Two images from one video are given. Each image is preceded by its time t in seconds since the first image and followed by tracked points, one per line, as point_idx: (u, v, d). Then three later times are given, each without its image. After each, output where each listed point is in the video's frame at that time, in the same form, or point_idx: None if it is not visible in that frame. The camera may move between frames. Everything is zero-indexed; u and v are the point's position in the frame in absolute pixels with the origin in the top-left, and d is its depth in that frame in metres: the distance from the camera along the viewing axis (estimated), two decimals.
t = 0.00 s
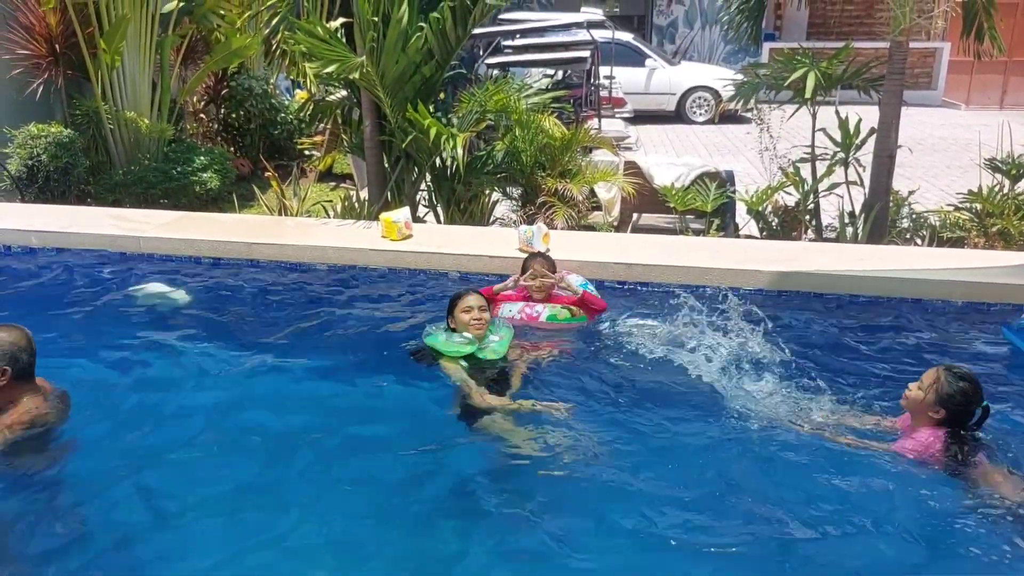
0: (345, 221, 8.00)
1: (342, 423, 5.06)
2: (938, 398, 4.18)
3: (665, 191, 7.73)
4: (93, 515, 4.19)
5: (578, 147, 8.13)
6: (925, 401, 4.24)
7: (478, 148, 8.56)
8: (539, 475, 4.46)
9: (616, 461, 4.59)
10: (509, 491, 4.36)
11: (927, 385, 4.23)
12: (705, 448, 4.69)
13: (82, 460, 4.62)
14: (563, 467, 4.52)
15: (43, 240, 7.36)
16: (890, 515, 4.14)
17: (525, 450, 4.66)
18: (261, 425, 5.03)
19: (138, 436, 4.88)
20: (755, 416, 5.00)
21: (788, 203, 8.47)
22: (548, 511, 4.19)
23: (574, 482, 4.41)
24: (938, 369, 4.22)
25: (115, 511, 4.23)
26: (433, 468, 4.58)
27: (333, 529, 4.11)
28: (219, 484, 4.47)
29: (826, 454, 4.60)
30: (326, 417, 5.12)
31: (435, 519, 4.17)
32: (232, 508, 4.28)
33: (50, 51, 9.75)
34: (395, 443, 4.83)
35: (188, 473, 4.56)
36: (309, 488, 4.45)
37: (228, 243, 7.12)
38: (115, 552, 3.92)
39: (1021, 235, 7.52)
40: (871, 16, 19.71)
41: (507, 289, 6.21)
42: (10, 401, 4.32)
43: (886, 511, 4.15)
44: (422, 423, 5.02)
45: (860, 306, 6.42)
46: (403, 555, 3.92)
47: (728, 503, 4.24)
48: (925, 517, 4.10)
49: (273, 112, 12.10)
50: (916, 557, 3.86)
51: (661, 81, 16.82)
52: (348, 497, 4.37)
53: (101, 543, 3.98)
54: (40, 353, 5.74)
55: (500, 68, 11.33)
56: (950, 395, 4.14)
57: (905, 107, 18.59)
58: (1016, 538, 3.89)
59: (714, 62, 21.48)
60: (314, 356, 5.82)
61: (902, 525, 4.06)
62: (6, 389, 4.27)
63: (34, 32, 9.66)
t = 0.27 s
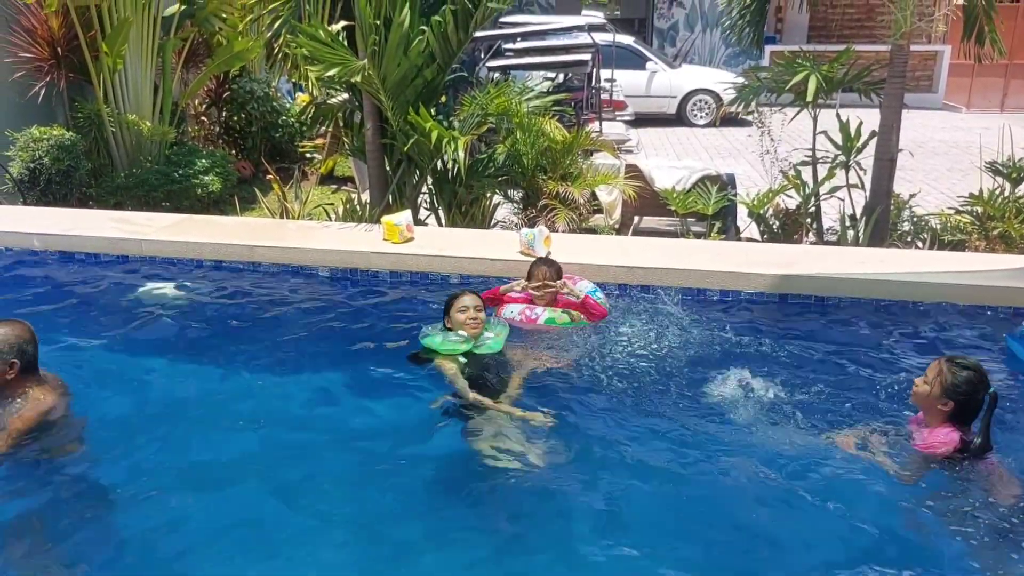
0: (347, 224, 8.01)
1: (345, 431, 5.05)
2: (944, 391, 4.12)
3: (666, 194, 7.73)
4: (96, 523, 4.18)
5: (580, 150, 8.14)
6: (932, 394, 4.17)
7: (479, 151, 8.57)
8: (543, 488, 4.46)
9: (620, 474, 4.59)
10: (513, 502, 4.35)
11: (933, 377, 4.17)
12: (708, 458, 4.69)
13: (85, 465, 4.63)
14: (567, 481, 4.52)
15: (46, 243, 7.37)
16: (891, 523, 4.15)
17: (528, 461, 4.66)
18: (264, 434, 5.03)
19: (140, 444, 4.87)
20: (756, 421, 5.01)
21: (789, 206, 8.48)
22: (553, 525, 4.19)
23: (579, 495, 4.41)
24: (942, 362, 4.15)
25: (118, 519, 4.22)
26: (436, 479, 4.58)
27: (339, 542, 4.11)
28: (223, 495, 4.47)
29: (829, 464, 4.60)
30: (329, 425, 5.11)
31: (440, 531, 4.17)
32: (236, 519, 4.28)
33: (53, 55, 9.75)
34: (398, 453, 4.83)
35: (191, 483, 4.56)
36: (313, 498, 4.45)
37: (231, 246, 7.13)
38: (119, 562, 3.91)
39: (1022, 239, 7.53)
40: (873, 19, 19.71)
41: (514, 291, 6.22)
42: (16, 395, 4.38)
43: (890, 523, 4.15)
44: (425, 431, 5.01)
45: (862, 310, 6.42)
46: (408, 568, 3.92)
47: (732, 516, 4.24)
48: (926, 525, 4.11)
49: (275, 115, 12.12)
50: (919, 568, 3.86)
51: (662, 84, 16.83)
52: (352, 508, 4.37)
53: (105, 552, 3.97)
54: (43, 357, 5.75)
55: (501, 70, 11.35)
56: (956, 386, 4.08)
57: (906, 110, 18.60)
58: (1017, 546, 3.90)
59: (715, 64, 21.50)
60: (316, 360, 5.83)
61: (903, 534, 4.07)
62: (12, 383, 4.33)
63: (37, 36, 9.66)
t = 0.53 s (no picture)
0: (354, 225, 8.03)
1: (354, 434, 5.04)
2: (954, 406, 4.12)
3: (673, 196, 7.75)
4: (107, 522, 4.16)
5: (586, 152, 8.21)
6: (941, 409, 4.18)
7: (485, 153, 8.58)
8: (557, 492, 4.43)
9: (631, 477, 4.57)
10: (525, 507, 4.33)
11: (943, 393, 4.18)
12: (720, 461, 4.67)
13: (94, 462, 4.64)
14: (578, 485, 4.49)
15: (55, 243, 7.40)
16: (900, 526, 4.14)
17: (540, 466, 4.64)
18: (273, 437, 5.01)
19: (150, 445, 4.85)
20: (765, 422, 5.01)
21: (796, 208, 8.48)
22: (566, 530, 4.16)
23: (591, 499, 4.39)
24: (951, 377, 4.16)
25: (130, 520, 4.20)
26: (449, 481, 4.56)
27: (351, 545, 4.09)
28: (235, 498, 4.44)
29: (841, 468, 4.57)
30: (339, 428, 5.10)
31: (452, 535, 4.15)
32: (248, 522, 4.25)
33: (61, 56, 9.77)
34: (409, 455, 4.81)
35: (202, 484, 4.53)
36: (324, 502, 4.43)
37: (239, 247, 7.15)
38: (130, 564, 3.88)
39: None
40: (879, 21, 19.69)
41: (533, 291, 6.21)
42: (34, 383, 4.43)
43: (904, 528, 4.12)
44: (435, 432, 4.99)
45: (869, 312, 6.42)
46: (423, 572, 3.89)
47: (746, 519, 4.21)
48: (935, 527, 4.11)
49: (282, 117, 12.16)
50: (931, 572, 3.84)
51: (668, 86, 16.84)
52: (365, 512, 4.34)
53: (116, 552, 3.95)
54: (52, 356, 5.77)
55: (507, 72, 11.37)
56: (965, 401, 4.09)
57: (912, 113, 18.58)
58: None
59: (721, 67, 21.50)
60: (324, 360, 5.84)
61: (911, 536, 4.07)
62: (30, 372, 4.37)
63: (46, 37, 9.69)
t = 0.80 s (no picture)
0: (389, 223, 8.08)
1: (391, 429, 5.06)
2: (976, 401, 4.31)
3: (708, 196, 7.71)
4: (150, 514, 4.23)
5: (621, 151, 8.18)
6: (962, 404, 4.38)
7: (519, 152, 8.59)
8: (593, 491, 4.43)
9: (668, 476, 4.56)
10: (562, 505, 4.32)
11: (965, 388, 4.38)
12: (757, 461, 4.64)
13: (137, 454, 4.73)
14: (613, 484, 4.49)
15: (98, 239, 7.53)
16: (940, 532, 4.09)
17: (576, 463, 4.63)
18: (310, 431, 5.05)
19: (191, 438, 4.92)
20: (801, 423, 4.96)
21: (832, 208, 8.39)
22: (602, 529, 4.16)
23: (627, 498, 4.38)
24: (975, 373, 4.34)
25: (172, 512, 4.27)
26: (485, 477, 4.56)
27: (389, 541, 4.10)
28: (274, 493, 4.49)
29: (880, 469, 4.52)
30: (375, 423, 5.13)
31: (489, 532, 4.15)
32: (287, 517, 4.30)
33: (103, 56, 9.93)
34: (445, 450, 4.82)
35: (241, 477, 4.59)
36: (361, 497, 4.46)
37: (276, 244, 7.23)
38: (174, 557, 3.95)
39: None
40: (917, 20, 19.41)
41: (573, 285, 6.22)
42: (88, 381, 4.37)
43: (942, 534, 4.07)
44: (470, 427, 5.01)
45: (907, 314, 6.34)
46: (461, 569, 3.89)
47: (784, 522, 4.18)
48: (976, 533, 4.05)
49: (316, 116, 12.28)
50: None
51: (702, 86, 16.74)
52: (403, 507, 4.36)
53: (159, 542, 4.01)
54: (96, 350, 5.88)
55: (540, 71, 11.38)
56: (988, 398, 4.28)
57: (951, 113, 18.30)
58: None
59: (755, 66, 21.33)
60: (360, 356, 5.88)
61: (951, 543, 4.02)
62: (84, 370, 4.33)
63: (88, 37, 9.84)
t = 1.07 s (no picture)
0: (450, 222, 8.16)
1: (453, 429, 5.09)
2: None
3: (773, 198, 7.62)
4: (219, 499, 4.32)
5: (683, 152, 8.14)
6: None
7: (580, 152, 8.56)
8: (656, 500, 4.39)
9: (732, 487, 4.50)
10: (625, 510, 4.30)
11: None
12: (823, 472, 4.56)
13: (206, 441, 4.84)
14: (673, 490, 4.46)
15: (171, 234, 7.76)
16: (1014, 548, 3.97)
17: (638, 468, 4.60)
18: (374, 427, 5.12)
19: (259, 427, 5.01)
20: (869, 431, 4.86)
21: (902, 213, 8.19)
22: (662, 534, 4.13)
23: (690, 507, 4.34)
24: None
25: (240, 499, 4.35)
26: (548, 479, 4.56)
27: (453, 542, 4.13)
28: (339, 488, 4.55)
29: (953, 483, 4.39)
30: (437, 422, 5.17)
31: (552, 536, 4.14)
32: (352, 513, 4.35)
33: (176, 56, 10.20)
34: (508, 452, 4.84)
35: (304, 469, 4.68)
36: (424, 495, 4.49)
37: (341, 240, 7.35)
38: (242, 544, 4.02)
39: None
40: (993, 20, 18.81)
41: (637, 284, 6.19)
42: (165, 366, 4.57)
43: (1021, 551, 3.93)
44: (532, 427, 5.02)
45: (980, 323, 6.16)
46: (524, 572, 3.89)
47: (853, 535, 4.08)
48: None
49: (378, 116, 12.45)
50: None
51: (765, 86, 16.50)
52: (466, 508, 4.38)
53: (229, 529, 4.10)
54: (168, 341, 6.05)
55: (601, 72, 11.35)
56: None
57: None
58: None
59: (820, 67, 20.95)
60: (422, 353, 5.94)
61: None
62: (161, 354, 4.55)
63: (162, 38, 10.13)
